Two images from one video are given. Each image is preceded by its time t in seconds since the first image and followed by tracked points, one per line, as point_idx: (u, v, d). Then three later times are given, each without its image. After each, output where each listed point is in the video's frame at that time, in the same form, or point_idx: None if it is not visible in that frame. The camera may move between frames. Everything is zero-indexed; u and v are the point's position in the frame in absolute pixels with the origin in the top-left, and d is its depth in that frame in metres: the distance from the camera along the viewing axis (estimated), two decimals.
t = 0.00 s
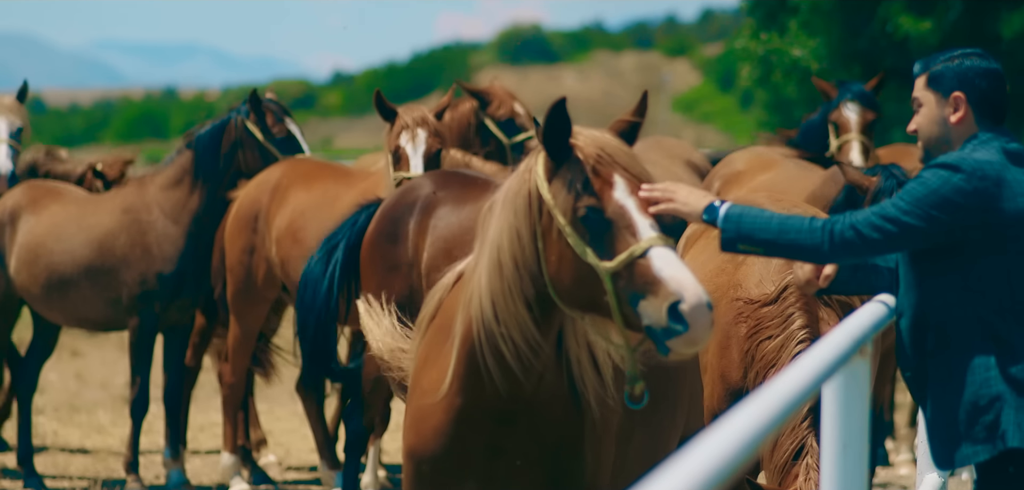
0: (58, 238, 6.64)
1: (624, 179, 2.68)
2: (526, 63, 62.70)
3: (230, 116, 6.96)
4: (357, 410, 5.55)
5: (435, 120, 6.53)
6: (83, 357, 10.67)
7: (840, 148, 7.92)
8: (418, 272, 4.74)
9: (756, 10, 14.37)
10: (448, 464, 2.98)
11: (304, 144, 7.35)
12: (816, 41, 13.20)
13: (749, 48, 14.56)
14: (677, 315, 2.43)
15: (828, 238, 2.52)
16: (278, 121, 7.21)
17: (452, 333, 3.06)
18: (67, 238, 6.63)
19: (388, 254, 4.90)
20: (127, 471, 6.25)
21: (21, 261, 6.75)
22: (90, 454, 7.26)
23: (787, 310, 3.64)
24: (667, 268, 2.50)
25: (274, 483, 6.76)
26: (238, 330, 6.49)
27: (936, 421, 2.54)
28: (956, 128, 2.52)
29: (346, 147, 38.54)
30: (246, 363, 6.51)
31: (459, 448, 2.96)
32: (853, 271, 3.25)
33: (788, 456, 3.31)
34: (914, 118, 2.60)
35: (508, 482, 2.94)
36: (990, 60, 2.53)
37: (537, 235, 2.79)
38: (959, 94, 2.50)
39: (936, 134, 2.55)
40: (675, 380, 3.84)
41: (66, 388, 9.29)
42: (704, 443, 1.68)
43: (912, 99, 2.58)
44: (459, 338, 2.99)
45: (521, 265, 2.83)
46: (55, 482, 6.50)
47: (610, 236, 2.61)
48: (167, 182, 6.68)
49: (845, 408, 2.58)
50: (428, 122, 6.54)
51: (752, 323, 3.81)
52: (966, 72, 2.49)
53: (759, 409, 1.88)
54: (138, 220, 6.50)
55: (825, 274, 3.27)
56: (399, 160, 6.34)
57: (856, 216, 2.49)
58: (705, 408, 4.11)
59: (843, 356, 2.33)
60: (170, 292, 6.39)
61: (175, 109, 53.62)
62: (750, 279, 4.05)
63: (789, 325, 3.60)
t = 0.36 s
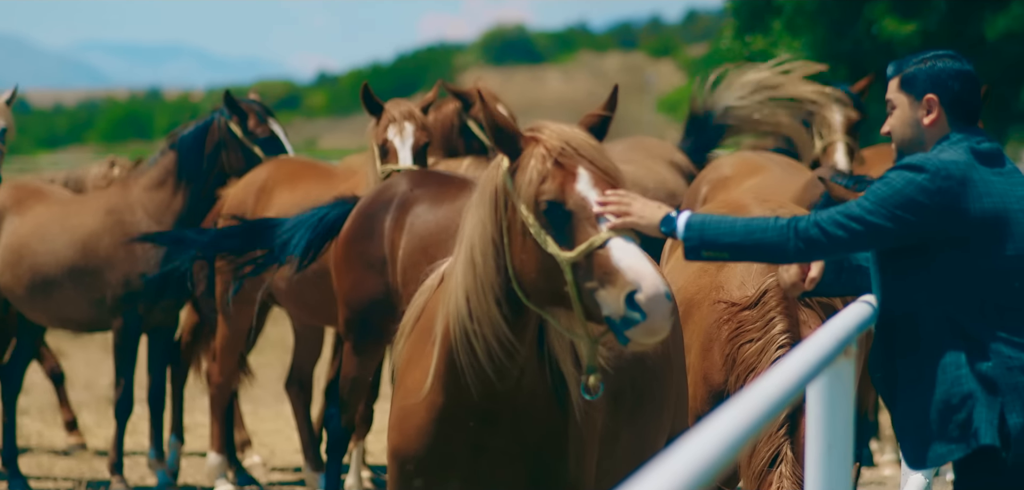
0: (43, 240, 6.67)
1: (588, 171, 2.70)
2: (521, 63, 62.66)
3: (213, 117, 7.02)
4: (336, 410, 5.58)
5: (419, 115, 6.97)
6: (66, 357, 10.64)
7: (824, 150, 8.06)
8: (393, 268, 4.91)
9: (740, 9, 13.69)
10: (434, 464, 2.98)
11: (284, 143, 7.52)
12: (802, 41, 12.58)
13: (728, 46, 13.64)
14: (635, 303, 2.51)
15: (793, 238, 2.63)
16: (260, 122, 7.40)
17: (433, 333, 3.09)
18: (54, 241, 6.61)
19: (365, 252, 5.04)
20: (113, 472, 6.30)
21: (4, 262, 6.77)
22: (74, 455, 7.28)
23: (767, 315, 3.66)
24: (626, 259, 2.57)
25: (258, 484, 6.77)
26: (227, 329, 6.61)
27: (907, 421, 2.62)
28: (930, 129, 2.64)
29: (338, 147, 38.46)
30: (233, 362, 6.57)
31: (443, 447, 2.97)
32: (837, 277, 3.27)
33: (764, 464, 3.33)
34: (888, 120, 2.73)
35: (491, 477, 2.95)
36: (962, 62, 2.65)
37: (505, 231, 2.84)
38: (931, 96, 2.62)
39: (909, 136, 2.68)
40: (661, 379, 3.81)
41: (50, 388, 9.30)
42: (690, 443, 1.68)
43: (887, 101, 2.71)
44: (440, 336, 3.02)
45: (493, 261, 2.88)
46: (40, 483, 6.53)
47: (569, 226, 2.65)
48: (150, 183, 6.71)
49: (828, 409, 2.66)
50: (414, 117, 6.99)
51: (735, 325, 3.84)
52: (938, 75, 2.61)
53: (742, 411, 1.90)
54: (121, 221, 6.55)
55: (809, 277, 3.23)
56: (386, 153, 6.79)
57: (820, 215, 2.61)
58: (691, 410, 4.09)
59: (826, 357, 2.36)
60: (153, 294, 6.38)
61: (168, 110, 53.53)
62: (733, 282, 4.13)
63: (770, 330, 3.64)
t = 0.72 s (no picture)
0: (27, 240, 6.81)
1: (559, 169, 2.86)
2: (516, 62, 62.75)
3: (200, 117, 6.93)
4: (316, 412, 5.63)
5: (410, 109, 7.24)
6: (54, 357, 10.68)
7: (812, 149, 7.85)
8: (369, 269, 4.93)
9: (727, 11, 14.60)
10: (418, 465, 3.08)
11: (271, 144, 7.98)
12: (787, 42, 13.55)
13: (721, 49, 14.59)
14: (602, 303, 2.64)
15: (770, 245, 2.73)
16: (247, 122, 7.73)
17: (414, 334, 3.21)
18: (39, 240, 6.76)
19: (342, 253, 5.05)
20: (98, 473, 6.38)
21: None
22: (60, 457, 7.34)
23: (750, 319, 3.74)
24: (594, 258, 2.72)
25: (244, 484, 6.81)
26: (216, 329, 6.68)
27: (887, 425, 2.76)
28: (907, 131, 2.82)
29: (329, 147, 38.43)
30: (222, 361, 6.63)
31: (426, 447, 3.07)
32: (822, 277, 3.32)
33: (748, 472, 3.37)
34: (867, 122, 2.90)
35: (474, 475, 3.06)
36: (937, 62, 2.81)
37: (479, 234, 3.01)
38: (909, 99, 2.79)
39: (887, 138, 2.86)
40: (649, 383, 3.81)
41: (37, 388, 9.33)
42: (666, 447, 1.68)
43: (865, 103, 2.88)
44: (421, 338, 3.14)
45: (469, 262, 3.04)
46: (25, 484, 6.59)
47: (537, 224, 2.82)
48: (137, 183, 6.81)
49: (814, 407, 2.66)
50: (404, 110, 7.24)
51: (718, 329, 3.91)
52: (915, 76, 2.78)
53: (727, 414, 1.88)
54: (107, 221, 6.67)
55: (797, 277, 3.27)
56: (378, 146, 7.11)
57: (796, 222, 2.72)
58: (678, 410, 4.08)
59: (813, 358, 2.41)
60: (138, 295, 6.54)
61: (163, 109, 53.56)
62: (717, 284, 4.19)
63: (752, 335, 3.71)
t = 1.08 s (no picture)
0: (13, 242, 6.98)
1: (539, 170, 2.89)
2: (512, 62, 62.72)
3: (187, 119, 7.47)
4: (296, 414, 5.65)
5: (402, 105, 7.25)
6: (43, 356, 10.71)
7: (798, 149, 7.84)
8: (342, 270, 5.09)
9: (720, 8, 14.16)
10: (400, 465, 3.11)
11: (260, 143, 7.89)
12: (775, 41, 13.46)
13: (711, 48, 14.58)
14: (585, 306, 2.67)
15: (754, 250, 2.72)
16: (234, 123, 7.68)
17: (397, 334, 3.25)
18: (25, 242, 6.94)
19: (317, 254, 5.21)
20: (85, 474, 6.44)
21: None
22: (47, 459, 7.39)
23: (724, 326, 3.88)
24: (575, 261, 2.76)
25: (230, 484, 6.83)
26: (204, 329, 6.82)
27: (871, 427, 2.76)
28: (890, 132, 2.82)
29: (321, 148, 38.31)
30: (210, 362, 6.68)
31: (408, 448, 3.10)
32: (809, 277, 3.32)
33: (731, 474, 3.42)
34: (848, 123, 2.90)
35: (457, 476, 3.07)
36: (918, 63, 2.82)
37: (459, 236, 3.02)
38: (891, 99, 2.79)
39: (870, 138, 2.86)
40: (636, 384, 3.84)
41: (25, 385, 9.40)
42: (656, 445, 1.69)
43: (847, 104, 2.89)
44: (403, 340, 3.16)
45: (448, 261, 3.07)
46: (11, 484, 6.64)
47: (517, 225, 2.85)
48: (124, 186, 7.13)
49: (802, 406, 2.68)
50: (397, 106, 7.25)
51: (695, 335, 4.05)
52: (897, 76, 2.78)
53: (717, 414, 1.90)
54: (94, 222, 6.95)
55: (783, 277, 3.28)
56: (372, 141, 7.15)
57: (780, 227, 2.71)
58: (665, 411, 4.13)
59: (800, 356, 2.41)
60: (125, 297, 6.82)
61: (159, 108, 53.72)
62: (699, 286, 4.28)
63: (725, 341, 3.87)
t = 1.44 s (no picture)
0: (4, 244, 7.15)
1: (526, 174, 2.89)
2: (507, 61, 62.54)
3: (175, 120, 7.49)
4: (275, 418, 5.63)
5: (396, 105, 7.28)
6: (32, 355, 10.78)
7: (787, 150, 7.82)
8: (314, 272, 5.16)
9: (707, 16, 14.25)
10: (385, 465, 3.11)
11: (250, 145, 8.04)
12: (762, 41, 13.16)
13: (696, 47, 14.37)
14: (575, 310, 2.66)
15: (743, 257, 2.71)
16: (223, 124, 7.77)
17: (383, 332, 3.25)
18: (14, 242, 7.12)
19: (293, 254, 5.30)
20: (71, 473, 6.53)
21: None
22: (35, 459, 7.46)
23: (711, 328, 3.93)
24: (564, 265, 2.75)
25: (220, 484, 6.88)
26: (191, 329, 6.79)
27: (861, 430, 2.75)
28: (875, 133, 2.83)
29: (313, 149, 38.21)
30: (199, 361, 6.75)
31: (392, 447, 3.10)
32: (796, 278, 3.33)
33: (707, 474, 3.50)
34: (833, 125, 2.90)
35: (443, 475, 3.07)
36: (901, 63, 2.82)
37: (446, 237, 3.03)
38: (876, 101, 2.79)
39: (855, 140, 2.85)
40: (624, 384, 3.86)
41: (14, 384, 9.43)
42: (648, 445, 1.68)
43: (831, 105, 2.88)
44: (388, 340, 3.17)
45: (434, 259, 3.09)
46: None
47: (505, 229, 2.85)
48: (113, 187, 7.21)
49: (789, 407, 2.67)
50: (391, 106, 7.27)
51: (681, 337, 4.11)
52: (881, 78, 2.78)
53: (706, 413, 1.89)
54: (83, 222, 7.04)
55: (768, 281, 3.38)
56: (365, 140, 7.13)
57: (768, 234, 2.70)
58: (652, 412, 4.16)
59: (788, 357, 2.40)
60: (113, 297, 6.90)
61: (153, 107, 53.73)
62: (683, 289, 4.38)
63: (712, 344, 3.89)
